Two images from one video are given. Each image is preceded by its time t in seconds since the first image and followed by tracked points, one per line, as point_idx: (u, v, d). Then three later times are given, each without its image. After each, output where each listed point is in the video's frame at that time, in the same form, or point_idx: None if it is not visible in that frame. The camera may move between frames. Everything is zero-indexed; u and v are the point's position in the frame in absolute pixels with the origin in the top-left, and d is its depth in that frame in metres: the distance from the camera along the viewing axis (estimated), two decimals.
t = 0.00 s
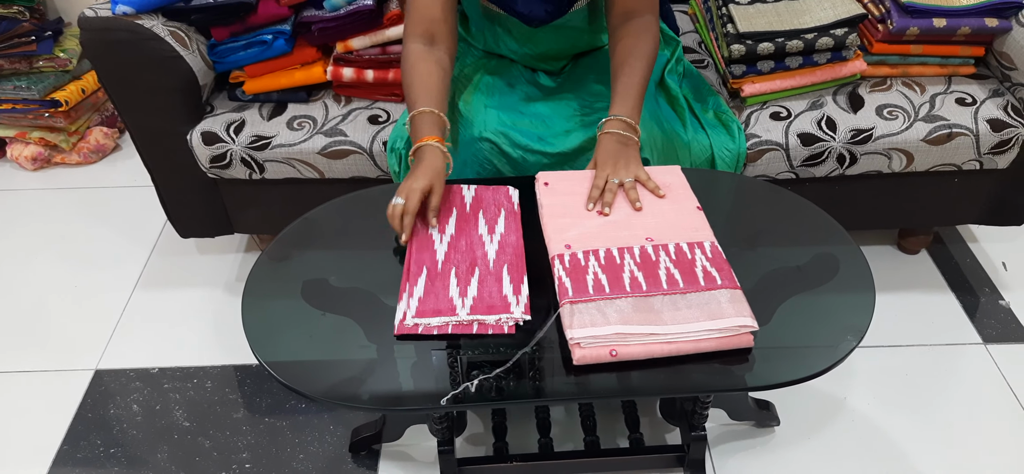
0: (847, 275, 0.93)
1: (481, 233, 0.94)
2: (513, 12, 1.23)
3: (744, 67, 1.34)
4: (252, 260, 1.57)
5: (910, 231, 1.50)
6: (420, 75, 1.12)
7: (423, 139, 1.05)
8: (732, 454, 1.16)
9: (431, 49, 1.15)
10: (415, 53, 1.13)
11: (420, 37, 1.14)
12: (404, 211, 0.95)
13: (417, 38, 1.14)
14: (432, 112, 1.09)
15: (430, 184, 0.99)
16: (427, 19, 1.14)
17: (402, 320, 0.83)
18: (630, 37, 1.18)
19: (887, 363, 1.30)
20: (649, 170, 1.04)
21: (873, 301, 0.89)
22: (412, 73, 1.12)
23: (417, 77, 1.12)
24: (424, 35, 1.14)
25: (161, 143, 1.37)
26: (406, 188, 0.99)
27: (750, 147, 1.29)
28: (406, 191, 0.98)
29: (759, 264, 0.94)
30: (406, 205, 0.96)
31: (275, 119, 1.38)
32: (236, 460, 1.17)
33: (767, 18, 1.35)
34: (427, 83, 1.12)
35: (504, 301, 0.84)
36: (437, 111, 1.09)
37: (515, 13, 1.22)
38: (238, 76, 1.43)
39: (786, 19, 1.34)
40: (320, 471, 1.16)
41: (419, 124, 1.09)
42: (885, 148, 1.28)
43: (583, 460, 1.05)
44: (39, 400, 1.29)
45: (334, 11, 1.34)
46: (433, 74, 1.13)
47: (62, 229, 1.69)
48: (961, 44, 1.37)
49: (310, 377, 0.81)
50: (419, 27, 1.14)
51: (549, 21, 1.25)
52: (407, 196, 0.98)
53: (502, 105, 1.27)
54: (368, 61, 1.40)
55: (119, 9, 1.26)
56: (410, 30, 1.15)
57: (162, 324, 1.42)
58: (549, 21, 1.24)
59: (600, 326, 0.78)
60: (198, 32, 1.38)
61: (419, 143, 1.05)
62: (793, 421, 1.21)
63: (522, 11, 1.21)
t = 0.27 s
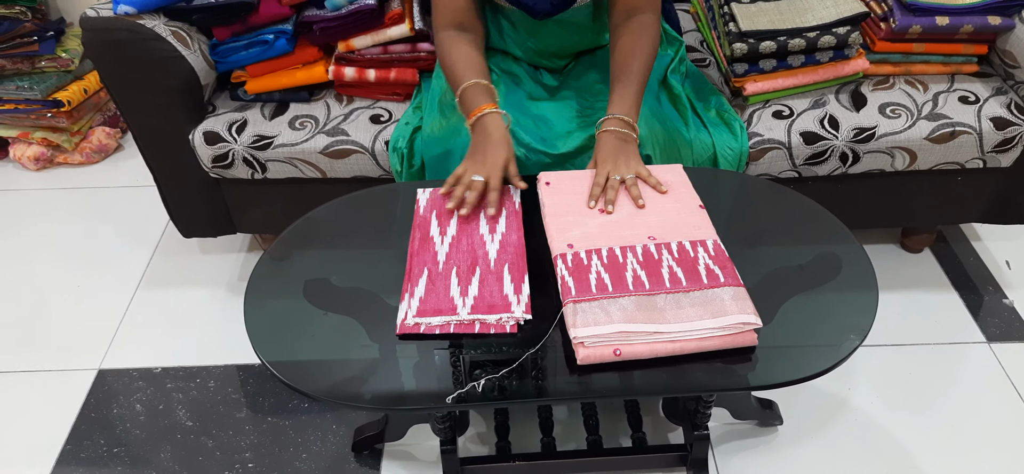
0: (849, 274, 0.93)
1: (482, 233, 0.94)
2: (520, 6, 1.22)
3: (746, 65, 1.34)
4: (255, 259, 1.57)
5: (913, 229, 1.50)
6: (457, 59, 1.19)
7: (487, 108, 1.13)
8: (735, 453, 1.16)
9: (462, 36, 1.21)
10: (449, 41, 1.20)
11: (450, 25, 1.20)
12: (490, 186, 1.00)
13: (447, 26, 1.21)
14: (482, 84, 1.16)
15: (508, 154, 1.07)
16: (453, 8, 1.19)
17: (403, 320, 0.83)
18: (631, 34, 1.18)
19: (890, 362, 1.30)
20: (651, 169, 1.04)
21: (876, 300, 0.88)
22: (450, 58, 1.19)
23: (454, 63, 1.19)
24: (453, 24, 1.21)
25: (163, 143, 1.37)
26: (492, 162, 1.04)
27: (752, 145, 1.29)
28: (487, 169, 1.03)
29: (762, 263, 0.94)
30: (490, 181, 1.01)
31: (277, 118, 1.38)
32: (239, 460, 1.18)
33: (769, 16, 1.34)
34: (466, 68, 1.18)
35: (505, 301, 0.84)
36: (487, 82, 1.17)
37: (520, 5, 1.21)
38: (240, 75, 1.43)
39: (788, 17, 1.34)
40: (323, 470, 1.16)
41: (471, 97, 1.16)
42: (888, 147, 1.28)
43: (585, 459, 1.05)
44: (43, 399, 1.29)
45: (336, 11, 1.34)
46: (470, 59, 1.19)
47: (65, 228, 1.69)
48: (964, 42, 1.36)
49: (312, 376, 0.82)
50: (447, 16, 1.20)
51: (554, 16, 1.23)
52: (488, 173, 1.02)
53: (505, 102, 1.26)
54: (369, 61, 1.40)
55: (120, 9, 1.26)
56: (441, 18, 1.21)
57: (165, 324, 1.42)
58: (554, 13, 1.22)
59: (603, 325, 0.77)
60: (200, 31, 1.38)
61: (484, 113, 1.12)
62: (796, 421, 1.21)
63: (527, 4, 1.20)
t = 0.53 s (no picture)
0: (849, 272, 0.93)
1: (483, 236, 0.94)
2: None
3: (746, 63, 1.33)
4: (253, 257, 1.57)
5: (913, 228, 1.50)
6: (464, 53, 1.19)
7: (505, 121, 1.12)
8: (733, 451, 1.16)
9: (470, 29, 1.21)
10: (456, 33, 1.19)
11: (459, 17, 1.20)
12: (506, 197, 1.00)
13: (456, 18, 1.20)
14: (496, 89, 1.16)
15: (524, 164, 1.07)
16: None
17: (401, 323, 0.82)
18: (634, 32, 1.18)
19: (889, 361, 1.29)
20: (650, 167, 1.04)
21: (875, 298, 0.88)
22: (457, 51, 1.19)
23: (461, 56, 1.19)
24: (462, 15, 1.20)
25: (162, 140, 1.36)
26: (510, 172, 1.04)
27: (752, 143, 1.28)
28: (503, 178, 1.03)
29: (762, 261, 0.94)
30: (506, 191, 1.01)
31: (275, 116, 1.38)
32: (236, 457, 1.17)
33: (769, 14, 1.34)
34: (473, 64, 1.18)
35: (505, 304, 0.83)
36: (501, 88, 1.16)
37: None
38: (239, 73, 1.42)
39: (788, 15, 1.34)
40: (321, 468, 1.16)
41: (486, 103, 1.15)
42: (888, 145, 1.28)
43: (584, 457, 1.05)
44: (40, 397, 1.29)
45: (336, 8, 1.34)
46: (476, 53, 1.19)
47: (63, 226, 1.69)
48: (964, 40, 1.36)
49: (310, 374, 0.81)
50: (457, 7, 1.20)
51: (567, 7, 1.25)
52: (503, 183, 1.02)
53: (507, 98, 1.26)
54: (368, 58, 1.39)
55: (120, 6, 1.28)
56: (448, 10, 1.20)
57: (163, 321, 1.42)
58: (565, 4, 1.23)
59: (601, 322, 0.77)
60: (198, 29, 1.38)
61: (501, 126, 1.12)
62: (794, 419, 1.21)
63: None
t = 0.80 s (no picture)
0: (847, 273, 0.93)
1: (487, 241, 0.93)
2: None
3: (744, 64, 1.33)
4: (251, 257, 1.57)
5: (910, 229, 1.50)
6: (464, 53, 1.19)
7: (501, 124, 1.11)
8: (731, 452, 1.16)
9: (472, 29, 1.21)
10: (458, 33, 1.19)
11: (461, 17, 1.20)
12: (507, 199, 1.00)
13: (458, 19, 1.20)
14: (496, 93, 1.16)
15: (522, 165, 1.06)
16: None
17: (402, 327, 0.83)
18: (636, 35, 1.18)
19: (887, 362, 1.30)
20: (649, 168, 1.04)
21: (873, 299, 0.88)
22: (458, 52, 1.19)
23: (462, 56, 1.19)
24: (464, 16, 1.20)
25: (160, 140, 1.36)
26: (508, 174, 1.04)
27: (751, 145, 1.29)
28: (501, 180, 1.03)
29: (760, 263, 0.94)
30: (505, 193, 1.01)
31: (274, 116, 1.38)
32: (234, 458, 1.17)
33: (767, 16, 1.34)
34: (473, 65, 1.18)
35: (506, 311, 0.83)
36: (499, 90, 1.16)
37: None
38: (236, 73, 1.42)
39: (786, 17, 1.34)
40: (319, 469, 1.16)
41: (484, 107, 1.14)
42: (885, 146, 1.28)
43: (582, 458, 1.05)
44: (37, 397, 1.28)
45: (334, 8, 1.33)
46: (476, 54, 1.19)
47: (61, 226, 1.68)
48: (962, 42, 1.36)
49: (309, 375, 0.81)
50: (460, 7, 1.20)
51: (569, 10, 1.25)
52: (501, 185, 1.02)
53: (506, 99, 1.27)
54: (366, 58, 1.39)
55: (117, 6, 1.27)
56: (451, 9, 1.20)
57: (161, 322, 1.42)
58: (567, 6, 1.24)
59: (600, 324, 0.77)
60: (196, 29, 1.38)
61: (496, 130, 1.11)
62: (792, 420, 1.21)
63: None
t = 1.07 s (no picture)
0: (847, 276, 0.93)
1: (492, 245, 0.92)
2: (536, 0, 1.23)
3: (744, 66, 1.33)
4: (250, 258, 1.57)
5: (910, 231, 1.50)
6: (462, 56, 1.18)
7: (495, 128, 1.11)
8: (730, 454, 1.16)
9: (471, 31, 1.21)
10: (457, 34, 1.19)
11: (460, 19, 1.20)
12: (506, 203, 0.99)
13: (457, 20, 1.20)
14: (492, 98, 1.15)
15: (518, 168, 1.06)
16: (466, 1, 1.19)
17: (414, 335, 0.81)
18: (636, 37, 1.19)
19: (887, 364, 1.30)
20: (649, 170, 1.04)
21: (873, 301, 0.88)
22: (458, 54, 1.18)
23: (461, 58, 1.18)
24: (463, 17, 1.20)
25: (159, 141, 1.36)
26: (505, 178, 1.04)
27: (751, 147, 1.29)
28: (499, 185, 1.02)
29: (760, 265, 0.94)
30: (505, 197, 1.00)
31: (274, 117, 1.37)
32: (234, 459, 1.17)
33: (768, 18, 1.34)
34: (473, 67, 1.18)
35: (518, 315, 0.82)
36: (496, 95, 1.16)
37: None
38: (237, 73, 1.42)
39: (786, 19, 1.34)
40: (318, 471, 1.16)
41: (480, 114, 1.14)
42: (885, 149, 1.28)
43: (582, 460, 1.04)
44: (36, 398, 1.28)
45: (334, 9, 1.33)
46: (476, 56, 1.19)
47: (60, 226, 1.68)
48: (962, 44, 1.37)
49: (309, 376, 0.81)
50: (459, 9, 1.19)
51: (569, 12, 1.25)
52: (500, 190, 1.02)
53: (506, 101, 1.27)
54: (367, 60, 1.39)
55: (117, 6, 1.27)
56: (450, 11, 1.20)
57: (161, 322, 1.42)
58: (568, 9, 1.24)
59: (600, 326, 0.77)
60: (196, 29, 1.38)
61: (490, 135, 1.11)
62: (792, 422, 1.21)
63: None
